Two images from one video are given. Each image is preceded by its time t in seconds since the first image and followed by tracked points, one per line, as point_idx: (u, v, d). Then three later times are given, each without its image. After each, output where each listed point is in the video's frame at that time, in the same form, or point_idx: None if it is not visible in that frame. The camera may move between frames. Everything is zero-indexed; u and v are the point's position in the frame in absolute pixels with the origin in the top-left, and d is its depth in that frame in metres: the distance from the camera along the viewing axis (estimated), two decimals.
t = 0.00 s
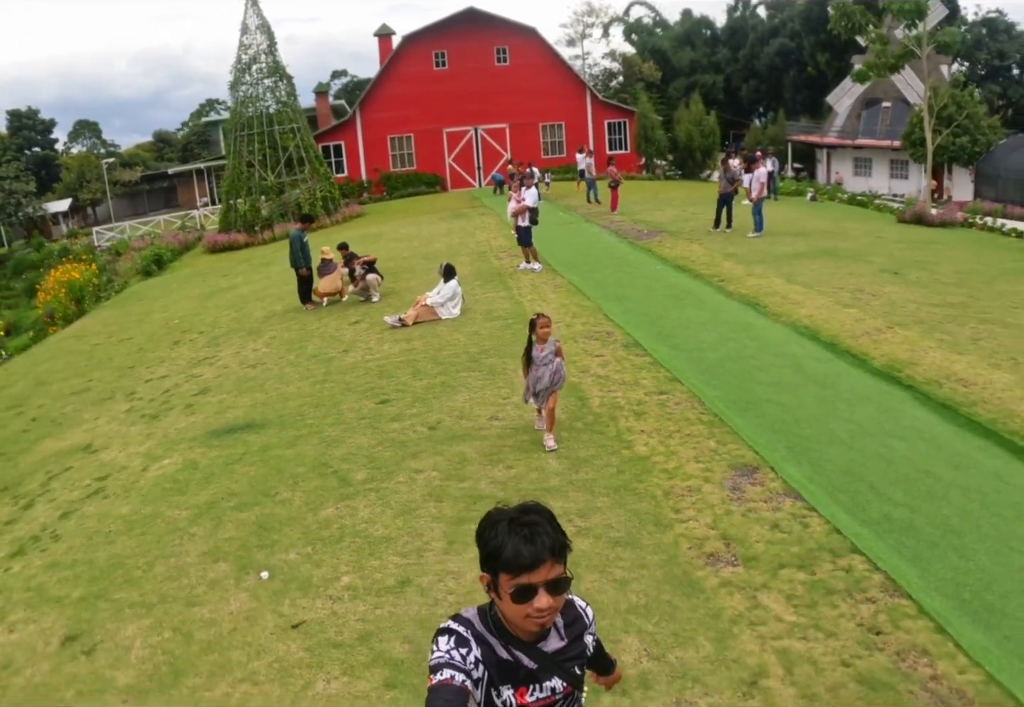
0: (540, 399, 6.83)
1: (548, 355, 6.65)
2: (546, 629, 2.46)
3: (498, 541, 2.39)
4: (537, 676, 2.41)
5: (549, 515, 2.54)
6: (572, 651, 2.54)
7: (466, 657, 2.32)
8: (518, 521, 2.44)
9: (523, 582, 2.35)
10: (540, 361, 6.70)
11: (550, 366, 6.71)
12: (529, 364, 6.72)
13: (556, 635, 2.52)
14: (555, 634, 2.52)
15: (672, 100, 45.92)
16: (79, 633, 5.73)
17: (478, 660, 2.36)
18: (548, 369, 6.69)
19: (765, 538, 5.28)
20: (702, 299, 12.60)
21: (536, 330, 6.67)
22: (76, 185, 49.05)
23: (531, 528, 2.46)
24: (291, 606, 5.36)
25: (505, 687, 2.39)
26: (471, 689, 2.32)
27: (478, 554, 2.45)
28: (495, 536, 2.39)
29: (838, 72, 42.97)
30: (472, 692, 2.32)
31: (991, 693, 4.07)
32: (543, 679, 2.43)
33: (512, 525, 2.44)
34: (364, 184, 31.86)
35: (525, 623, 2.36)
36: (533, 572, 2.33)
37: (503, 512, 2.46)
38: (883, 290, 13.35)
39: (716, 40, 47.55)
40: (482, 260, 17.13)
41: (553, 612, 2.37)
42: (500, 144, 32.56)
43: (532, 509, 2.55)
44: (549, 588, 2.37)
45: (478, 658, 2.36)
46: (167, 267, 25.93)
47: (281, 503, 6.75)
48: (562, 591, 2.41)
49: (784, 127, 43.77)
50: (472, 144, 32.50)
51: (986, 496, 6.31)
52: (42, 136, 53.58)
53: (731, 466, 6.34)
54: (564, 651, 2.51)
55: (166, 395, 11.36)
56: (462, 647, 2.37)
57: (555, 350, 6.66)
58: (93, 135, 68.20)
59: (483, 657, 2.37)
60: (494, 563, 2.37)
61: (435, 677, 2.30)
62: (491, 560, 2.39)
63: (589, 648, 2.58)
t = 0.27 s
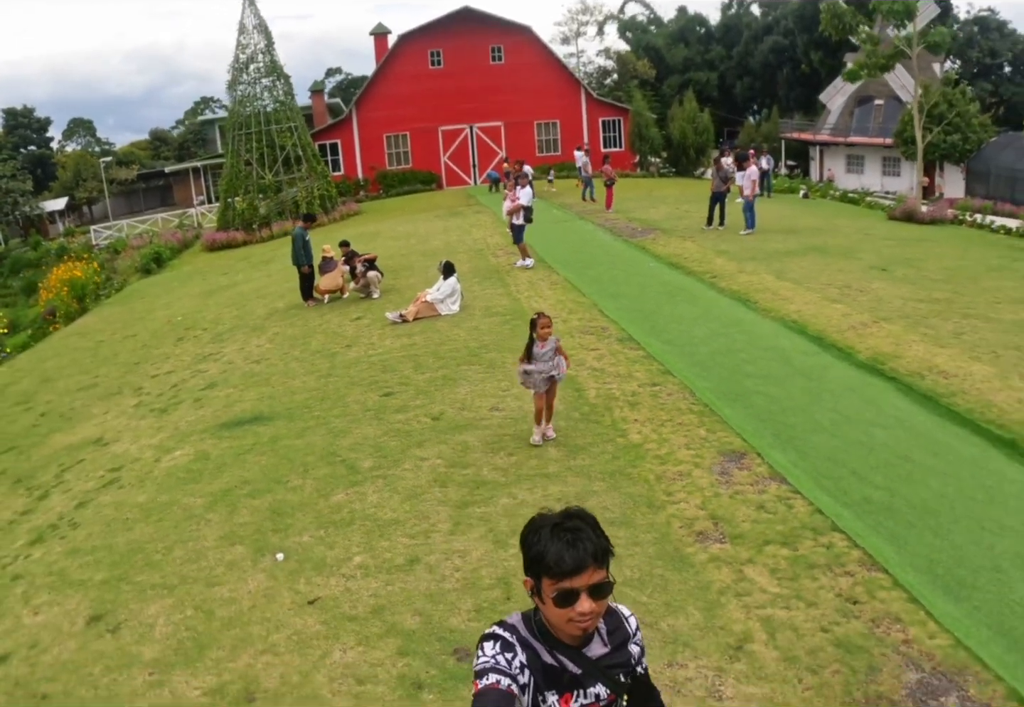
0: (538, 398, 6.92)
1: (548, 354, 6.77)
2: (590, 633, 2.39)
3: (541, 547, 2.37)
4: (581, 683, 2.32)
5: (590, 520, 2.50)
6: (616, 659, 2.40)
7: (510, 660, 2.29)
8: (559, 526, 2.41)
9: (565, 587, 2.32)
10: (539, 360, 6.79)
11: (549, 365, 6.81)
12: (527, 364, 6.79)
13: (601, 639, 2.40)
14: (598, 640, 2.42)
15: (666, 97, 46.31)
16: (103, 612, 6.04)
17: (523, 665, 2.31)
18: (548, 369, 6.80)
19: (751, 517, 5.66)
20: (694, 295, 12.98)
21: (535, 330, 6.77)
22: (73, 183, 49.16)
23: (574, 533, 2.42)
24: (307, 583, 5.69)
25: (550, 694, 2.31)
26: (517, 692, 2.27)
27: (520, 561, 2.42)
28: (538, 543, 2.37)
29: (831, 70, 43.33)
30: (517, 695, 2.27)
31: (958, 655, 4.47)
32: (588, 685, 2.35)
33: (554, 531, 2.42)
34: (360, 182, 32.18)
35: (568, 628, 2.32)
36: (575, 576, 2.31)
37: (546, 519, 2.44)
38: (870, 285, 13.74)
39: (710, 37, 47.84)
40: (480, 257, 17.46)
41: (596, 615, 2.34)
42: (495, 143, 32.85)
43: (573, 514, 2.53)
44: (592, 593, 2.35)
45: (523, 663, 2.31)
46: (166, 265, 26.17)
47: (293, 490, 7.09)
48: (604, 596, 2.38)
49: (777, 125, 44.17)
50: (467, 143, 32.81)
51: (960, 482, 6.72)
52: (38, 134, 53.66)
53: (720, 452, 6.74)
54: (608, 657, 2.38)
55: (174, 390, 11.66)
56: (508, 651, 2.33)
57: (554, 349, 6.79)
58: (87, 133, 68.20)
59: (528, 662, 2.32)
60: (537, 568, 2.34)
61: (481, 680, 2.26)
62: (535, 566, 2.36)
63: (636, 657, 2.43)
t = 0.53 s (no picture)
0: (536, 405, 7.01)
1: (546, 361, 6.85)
2: (622, 656, 2.47)
3: (574, 565, 2.43)
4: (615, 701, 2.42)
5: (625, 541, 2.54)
6: (652, 681, 2.51)
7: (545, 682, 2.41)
8: (592, 545, 2.46)
9: (599, 608, 2.39)
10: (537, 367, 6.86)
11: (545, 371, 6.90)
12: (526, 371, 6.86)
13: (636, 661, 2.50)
14: (633, 660, 2.52)
15: (659, 96, 46.58)
16: (118, 591, 6.29)
17: (558, 685, 2.43)
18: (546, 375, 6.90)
19: (738, 497, 5.98)
20: (685, 290, 13.30)
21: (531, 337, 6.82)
22: (67, 182, 49.20)
23: (606, 552, 2.47)
24: (315, 562, 5.95)
25: None
26: None
27: (554, 581, 2.50)
28: (569, 563, 2.43)
29: (823, 69, 43.66)
30: None
31: (932, 622, 4.78)
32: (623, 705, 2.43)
33: (586, 549, 2.47)
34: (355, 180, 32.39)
35: (602, 647, 2.41)
36: (608, 596, 2.38)
37: (577, 537, 2.49)
38: (858, 281, 14.05)
39: (703, 35, 48.17)
40: (475, 254, 17.73)
41: (630, 635, 2.41)
42: (489, 141, 33.10)
43: (604, 532, 2.56)
44: (624, 614, 2.40)
45: (558, 683, 2.43)
46: (163, 263, 26.35)
47: (298, 476, 7.37)
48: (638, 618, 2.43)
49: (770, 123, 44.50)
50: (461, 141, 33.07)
51: (938, 466, 7.06)
52: (32, 133, 53.65)
53: (709, 437, 7.07)
54: (642, 678, 2.48)
55: (177, 384, 11.90)
56: (544, 672, 2.47)
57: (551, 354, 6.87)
58: (80, 131, 68.13)
59: (563, 682, 2.44)
60: (569, 589, 2.42)
61: (516, 698, 2.43)
62: (568, 586, 2.44)
63: (672, 678, 2.55)
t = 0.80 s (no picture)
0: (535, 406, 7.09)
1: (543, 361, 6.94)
2: (646, 667, 2.51)
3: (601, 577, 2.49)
4: None
5: (650, 554, 2.60)
6: (675, 693, 2.54)
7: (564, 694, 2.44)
8: (617, 556, 2.52)
9: (625, 620, 2.44)
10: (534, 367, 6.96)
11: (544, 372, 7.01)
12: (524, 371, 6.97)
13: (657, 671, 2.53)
14: (655, 671, 2.55)
15: (651, 96, 46.99)
16: (133, 571, 6.62)
17: (578, 697, 2.46)
18: (544, 376, 6.98)
19: (720, 479, 6.39)
20: (674, 286, 13.72)
21: (530, 338, 6.95)
22: (61, 182, 49.36)
23: (632, 563, 2.53)
24: (321, 541, 6.31)
25: None
26: None
27: (580, 591, 2.56)
28: (598, 574, 2.49)
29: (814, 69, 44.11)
30: None
31: (898, 590, 5.18)
32: None
33: (612, 560, 2.52)
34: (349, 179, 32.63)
35: (626, 657, 2.46)
36: (634, 607, 2.42)
37: (605, 548, 2.54)
38: (842, 278, 14.47)
39: (695, 35, 48.68)
40: (469, 252, 18.09)
41: (655, 646, 2.47)
42: (482, 140, 33.44)
43: (625, 544, 2.64)
44: (650, 626, 2.45)
45: (577, 694, 2.46)
46: (159, 262, 26.60)
47: (303, 463, 7.72)
48: (663, 630, 2.47)
49: (760, 123, 44.96)
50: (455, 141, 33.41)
51: (909, 451, 7.50)
52: (25, 132, 53.76)
53: (693, 424, 7.47)
54: (664, 687, 2.52)
55: (180, 378, 12.22)
56: (562, 683, 2.50)
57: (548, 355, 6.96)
58: (73, 130, 68.14)
59: (582, 693, 2.48)
60: (596, 600, 2.48)
61: None
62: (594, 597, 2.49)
63: (692, 686, 2.59)
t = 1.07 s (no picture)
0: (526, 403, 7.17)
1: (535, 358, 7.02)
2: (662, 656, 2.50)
3: (629, 569, 2.44)
4: (654, 702, 2.43)
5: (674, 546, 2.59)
6: (686, 678, 2.54)
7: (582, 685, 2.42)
8: (645, 549, 2.47)
9: (654, 612, 2.38)
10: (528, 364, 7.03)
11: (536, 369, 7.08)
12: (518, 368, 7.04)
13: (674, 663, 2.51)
14: (672, 663, 2.53)
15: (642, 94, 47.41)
16: (139, 548, 6.96)
17: (597, 689, 2.44)
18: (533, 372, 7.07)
19: (696, 457, 6.80)
20: (661, 280, 14.12)
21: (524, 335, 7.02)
22: (55, 180, 49.56)
23: (661, 555, 2.49)
24: (319, 518, 6.67)
25: None
26: None
27: (607, 583, 2.51)
28: (627, 566, 2.44)
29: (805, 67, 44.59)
30: None
31: (859, 557, 5.56)
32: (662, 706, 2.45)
33: (639, 552, 2.48)
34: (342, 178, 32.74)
35: (649, 648, 2.43)
36: (662, 600, 2.37)
37: (631, 540, 2.49)
38: (824, 272, 14.89)
39: (687, 33, 49.41)
40: (460, 248, 18.46)
41: (679, 638, 2.43)
42: (474, 139, 33.78)
43: (650, 538, 2.62)
44: (675, 619, 2.40)
45: (597, 688, 2.44)
46: (155, 260, 26.86)
47: (301, 447, 8.08)
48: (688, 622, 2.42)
49: (751, 121, 45.43)
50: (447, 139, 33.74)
51: (878, 432, 7.90)
52: (19, 132, 53.92)
53: (672, 409, 7.87)
54: (679, 677, 2.50)
55: (179, 371, 12.56)
56: (583, 674, 2.46)
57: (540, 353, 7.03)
58: (66, 130, 68.08)
59: (601, 685, 2.45)
60: (624, 591, 2.43)
61: (550, 698, 2.43)
62: (622, 587, 2.44)
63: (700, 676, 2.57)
